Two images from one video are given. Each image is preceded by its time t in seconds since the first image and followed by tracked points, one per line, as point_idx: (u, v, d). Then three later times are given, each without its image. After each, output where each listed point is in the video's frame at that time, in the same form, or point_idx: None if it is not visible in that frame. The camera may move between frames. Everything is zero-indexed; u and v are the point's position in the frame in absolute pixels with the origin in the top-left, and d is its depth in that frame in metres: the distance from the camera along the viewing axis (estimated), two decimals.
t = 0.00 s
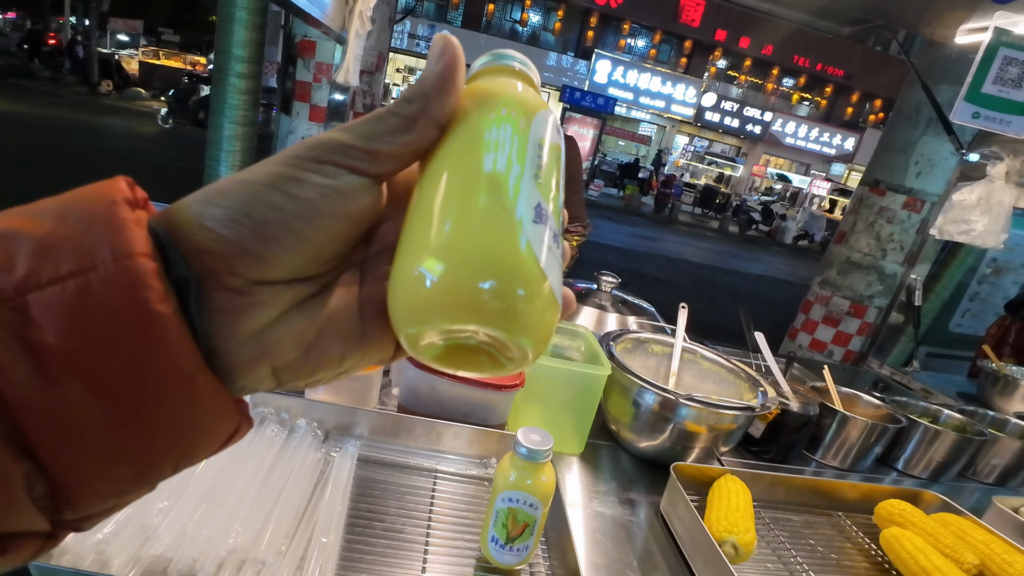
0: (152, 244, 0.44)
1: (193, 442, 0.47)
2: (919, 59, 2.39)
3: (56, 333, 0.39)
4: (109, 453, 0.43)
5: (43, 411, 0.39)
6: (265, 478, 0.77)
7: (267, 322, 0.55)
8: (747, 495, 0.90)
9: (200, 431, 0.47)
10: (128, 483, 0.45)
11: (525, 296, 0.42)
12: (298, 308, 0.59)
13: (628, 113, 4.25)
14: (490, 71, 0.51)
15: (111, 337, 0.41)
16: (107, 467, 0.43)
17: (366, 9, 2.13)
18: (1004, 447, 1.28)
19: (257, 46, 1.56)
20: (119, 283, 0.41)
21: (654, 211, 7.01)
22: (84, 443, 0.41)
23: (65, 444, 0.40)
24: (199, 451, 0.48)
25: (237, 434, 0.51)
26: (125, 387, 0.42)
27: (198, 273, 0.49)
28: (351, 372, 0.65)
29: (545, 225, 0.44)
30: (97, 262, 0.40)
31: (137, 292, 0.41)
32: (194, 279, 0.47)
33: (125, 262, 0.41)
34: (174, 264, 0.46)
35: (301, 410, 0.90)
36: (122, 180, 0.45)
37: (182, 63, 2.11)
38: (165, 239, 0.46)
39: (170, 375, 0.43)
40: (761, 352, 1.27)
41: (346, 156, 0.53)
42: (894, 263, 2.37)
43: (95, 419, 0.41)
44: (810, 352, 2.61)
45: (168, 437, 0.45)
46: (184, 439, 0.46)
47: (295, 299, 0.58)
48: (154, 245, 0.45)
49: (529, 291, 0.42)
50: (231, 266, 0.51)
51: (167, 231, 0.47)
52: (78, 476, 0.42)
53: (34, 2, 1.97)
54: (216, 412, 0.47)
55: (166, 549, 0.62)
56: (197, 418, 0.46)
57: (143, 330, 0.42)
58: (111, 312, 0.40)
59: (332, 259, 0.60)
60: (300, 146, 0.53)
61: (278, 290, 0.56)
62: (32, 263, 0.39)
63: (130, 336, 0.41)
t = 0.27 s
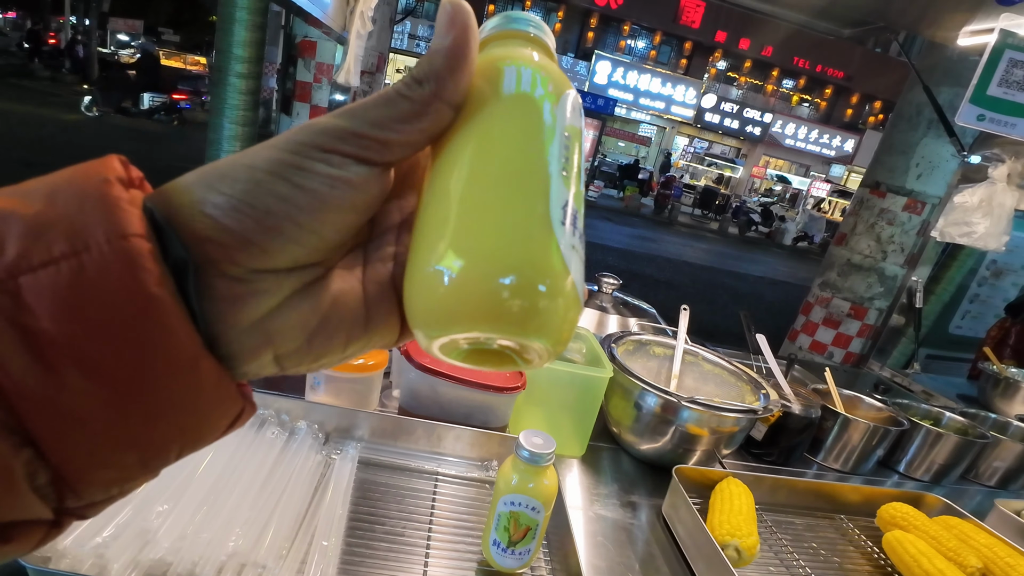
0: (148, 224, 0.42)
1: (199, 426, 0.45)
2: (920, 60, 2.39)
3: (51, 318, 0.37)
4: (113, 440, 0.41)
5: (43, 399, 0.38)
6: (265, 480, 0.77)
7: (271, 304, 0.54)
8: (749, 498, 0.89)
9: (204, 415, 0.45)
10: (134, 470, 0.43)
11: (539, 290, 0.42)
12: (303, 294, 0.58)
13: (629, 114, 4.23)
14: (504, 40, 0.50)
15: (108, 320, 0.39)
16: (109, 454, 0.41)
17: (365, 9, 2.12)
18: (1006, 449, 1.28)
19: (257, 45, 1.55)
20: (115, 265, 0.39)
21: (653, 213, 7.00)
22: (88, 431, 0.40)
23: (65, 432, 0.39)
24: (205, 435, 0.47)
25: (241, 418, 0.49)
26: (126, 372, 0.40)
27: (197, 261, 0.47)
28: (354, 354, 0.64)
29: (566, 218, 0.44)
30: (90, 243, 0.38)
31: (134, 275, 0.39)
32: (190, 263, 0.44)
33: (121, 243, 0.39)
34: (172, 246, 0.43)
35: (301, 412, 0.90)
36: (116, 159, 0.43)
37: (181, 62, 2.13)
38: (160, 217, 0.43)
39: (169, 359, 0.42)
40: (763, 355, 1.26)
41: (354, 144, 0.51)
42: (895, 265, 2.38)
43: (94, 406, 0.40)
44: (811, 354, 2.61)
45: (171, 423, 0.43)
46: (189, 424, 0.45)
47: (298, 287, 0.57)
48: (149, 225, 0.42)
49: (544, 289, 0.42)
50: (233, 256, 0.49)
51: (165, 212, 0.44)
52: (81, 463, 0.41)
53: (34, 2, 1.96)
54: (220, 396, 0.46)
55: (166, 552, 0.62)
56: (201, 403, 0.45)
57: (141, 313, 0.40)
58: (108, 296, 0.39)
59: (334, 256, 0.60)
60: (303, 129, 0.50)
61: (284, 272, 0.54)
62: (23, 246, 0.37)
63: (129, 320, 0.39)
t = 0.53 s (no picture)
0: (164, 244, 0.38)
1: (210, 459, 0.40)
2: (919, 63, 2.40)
3: (55, 338, 0.33)
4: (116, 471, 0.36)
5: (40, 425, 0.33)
6: (267, 481, 0.77)
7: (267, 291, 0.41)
8: (746, 499, 0.90)
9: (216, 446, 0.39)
10: (140, 503, 0.38)
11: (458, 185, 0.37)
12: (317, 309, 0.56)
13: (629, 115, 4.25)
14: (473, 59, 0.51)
15: (118, 342, 0.34)
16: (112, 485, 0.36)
17: (367, 11, 2.13)
18: (1002, 451, 1.28)
19: (259, 47, 1.56)
20: (126, 281, 0.35)
21: (653, 214, 7.01)
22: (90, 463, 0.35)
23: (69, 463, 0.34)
24: (218, 467, 0.41)
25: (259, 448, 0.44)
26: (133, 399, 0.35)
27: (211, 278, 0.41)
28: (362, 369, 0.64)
29: (492, 130, 0.40)
30: (100, 259, 0.34)
31: (146, 291, 0.35)
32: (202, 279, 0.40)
33: (134, 257, 0.35)
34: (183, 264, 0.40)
35: (301, 413, 0.90)
36: (134, 186, 0.40)
37: (182, 62, 2.16)
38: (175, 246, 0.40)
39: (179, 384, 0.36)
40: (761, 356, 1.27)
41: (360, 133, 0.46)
42: (893, 267, 2.40)
43: (100, 435, 0.35)
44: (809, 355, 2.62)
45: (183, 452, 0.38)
46: (204, 457, 0.39)
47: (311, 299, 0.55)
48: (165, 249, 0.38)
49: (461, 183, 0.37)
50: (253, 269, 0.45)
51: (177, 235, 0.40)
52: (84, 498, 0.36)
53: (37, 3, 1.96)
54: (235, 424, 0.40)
55: (168, 552, 0.62)
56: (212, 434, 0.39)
57: (153, 333, 0.35)
58: (116, 313, 0.34)
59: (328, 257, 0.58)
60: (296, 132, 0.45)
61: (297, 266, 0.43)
62: (36, 265, 0.33)
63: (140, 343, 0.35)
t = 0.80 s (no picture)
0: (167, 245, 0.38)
1: (211, 459, 0.39)
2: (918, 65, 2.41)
3: (59, 336, 0.33)
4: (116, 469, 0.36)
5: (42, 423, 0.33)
6: (267, 478, 0.78)
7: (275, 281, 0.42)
8: (744, 497, 0.90)
9: (219, 446, 0.39)
10: (141, 501, 0.38)
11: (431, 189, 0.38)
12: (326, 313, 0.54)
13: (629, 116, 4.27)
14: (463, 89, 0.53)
15: (121, 343, 0.35)
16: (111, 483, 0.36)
17: (368, 12, 2.14)
18: (999, 451, 1.29)
19: (259, 47, 1.57)
20: (127, 283, 0.35)
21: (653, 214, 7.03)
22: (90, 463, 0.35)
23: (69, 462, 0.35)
24: (218, 469, 0.40)
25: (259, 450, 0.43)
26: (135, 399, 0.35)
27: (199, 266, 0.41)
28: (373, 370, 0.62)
29: (468, 140, 0.42)
30: (106, 261, 0.35)
31: (148, 293, 0.35)
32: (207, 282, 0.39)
33: (136, 259, 0.35)
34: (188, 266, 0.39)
35: (301, 411, 0.91)
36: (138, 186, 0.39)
37: (182, 63, 2.17)
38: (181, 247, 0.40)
39: (181, 385, 0.36)
40: (759, 355, 1.28)
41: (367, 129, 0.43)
42: (892, 267, 2.39)
43: (98, 434, 0.35)
44: (808, 356, 2.62)
45: (185, 451, 0.38)
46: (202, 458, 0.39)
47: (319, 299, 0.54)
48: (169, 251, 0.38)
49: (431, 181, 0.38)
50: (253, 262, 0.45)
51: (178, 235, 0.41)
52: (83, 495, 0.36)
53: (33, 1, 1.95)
54: (235, 427, 0.39)
55: (168, 548, 0.63)
56: (212, 435, 0.38)
57: (154, 334, 0.35)
58: (121, 313, 0.34)
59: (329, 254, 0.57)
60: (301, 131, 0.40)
61: (300, 262, 0.44)
62: (41, 265, 0.34)
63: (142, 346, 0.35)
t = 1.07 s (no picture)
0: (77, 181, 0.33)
1: (155, 413, 0.38)
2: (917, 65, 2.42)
3: None
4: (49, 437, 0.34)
5: None
6: (261, 477, 0.78)
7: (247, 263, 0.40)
8: (741, 497, 0.90)
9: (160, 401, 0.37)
10: (82, 461, 0.36)
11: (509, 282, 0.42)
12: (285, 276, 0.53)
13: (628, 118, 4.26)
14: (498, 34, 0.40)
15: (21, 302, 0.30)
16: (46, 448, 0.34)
17: (367, 12, 2.14)
18: (997, 451, 1.29)
19: (257, 47, 1.57)
20: (24, 232, 0.30)
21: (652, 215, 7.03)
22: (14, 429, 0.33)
23: None
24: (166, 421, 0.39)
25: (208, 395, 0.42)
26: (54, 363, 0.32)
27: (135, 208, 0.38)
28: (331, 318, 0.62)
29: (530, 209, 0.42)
30: None
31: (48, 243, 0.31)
32: (136, 231, 0.35)
33: (37, 204, 0.30)
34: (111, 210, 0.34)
35: (298, 410, 0.91)
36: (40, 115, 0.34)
37: (182, 63, 1.82)
38: (101, 180, 0.34)
39: (106, 344, 0.33)
40: (757, 355, 1.28)
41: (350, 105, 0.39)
42: (890, 268, 2.39)
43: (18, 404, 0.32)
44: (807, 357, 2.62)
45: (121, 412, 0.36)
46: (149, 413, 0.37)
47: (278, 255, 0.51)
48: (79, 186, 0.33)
49: (513, 282, 0.42)
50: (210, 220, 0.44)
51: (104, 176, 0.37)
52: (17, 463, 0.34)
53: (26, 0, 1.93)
54: (174, 380, 0.38)
55: (162, 547, 0.62)
56: (153, 391, 0.36)
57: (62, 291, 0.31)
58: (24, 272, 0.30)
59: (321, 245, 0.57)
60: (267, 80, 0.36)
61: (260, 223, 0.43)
62: None
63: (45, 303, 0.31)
